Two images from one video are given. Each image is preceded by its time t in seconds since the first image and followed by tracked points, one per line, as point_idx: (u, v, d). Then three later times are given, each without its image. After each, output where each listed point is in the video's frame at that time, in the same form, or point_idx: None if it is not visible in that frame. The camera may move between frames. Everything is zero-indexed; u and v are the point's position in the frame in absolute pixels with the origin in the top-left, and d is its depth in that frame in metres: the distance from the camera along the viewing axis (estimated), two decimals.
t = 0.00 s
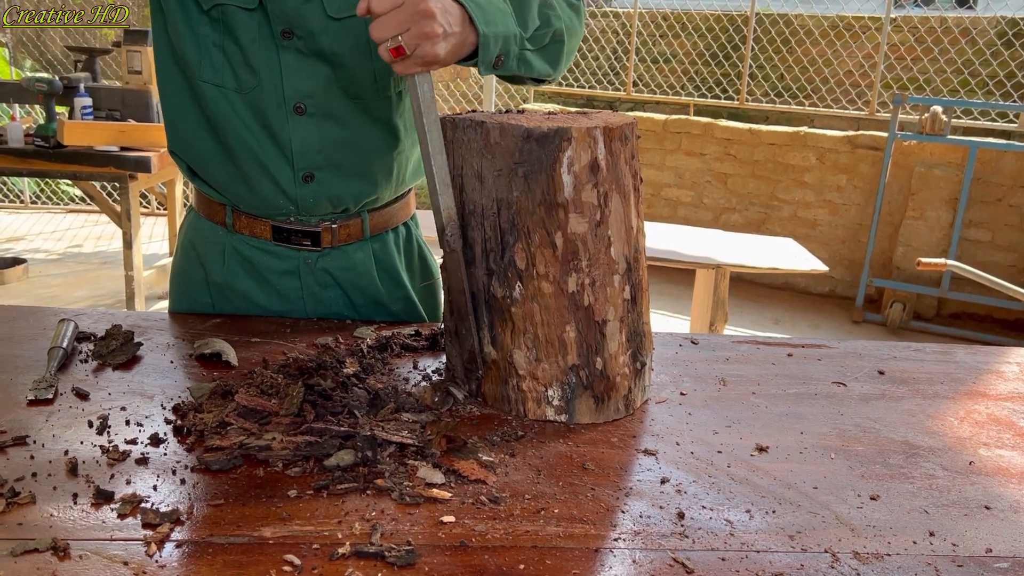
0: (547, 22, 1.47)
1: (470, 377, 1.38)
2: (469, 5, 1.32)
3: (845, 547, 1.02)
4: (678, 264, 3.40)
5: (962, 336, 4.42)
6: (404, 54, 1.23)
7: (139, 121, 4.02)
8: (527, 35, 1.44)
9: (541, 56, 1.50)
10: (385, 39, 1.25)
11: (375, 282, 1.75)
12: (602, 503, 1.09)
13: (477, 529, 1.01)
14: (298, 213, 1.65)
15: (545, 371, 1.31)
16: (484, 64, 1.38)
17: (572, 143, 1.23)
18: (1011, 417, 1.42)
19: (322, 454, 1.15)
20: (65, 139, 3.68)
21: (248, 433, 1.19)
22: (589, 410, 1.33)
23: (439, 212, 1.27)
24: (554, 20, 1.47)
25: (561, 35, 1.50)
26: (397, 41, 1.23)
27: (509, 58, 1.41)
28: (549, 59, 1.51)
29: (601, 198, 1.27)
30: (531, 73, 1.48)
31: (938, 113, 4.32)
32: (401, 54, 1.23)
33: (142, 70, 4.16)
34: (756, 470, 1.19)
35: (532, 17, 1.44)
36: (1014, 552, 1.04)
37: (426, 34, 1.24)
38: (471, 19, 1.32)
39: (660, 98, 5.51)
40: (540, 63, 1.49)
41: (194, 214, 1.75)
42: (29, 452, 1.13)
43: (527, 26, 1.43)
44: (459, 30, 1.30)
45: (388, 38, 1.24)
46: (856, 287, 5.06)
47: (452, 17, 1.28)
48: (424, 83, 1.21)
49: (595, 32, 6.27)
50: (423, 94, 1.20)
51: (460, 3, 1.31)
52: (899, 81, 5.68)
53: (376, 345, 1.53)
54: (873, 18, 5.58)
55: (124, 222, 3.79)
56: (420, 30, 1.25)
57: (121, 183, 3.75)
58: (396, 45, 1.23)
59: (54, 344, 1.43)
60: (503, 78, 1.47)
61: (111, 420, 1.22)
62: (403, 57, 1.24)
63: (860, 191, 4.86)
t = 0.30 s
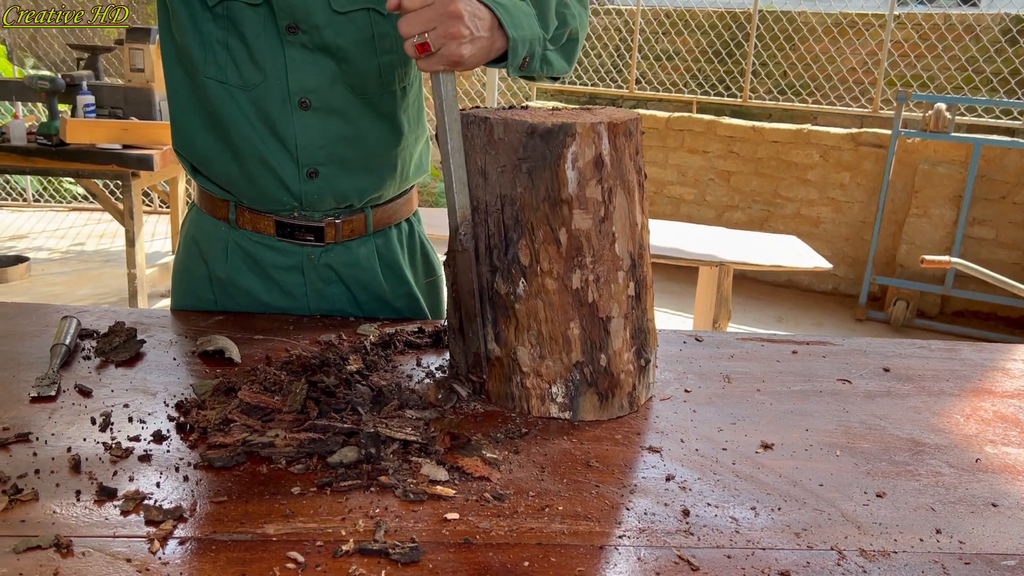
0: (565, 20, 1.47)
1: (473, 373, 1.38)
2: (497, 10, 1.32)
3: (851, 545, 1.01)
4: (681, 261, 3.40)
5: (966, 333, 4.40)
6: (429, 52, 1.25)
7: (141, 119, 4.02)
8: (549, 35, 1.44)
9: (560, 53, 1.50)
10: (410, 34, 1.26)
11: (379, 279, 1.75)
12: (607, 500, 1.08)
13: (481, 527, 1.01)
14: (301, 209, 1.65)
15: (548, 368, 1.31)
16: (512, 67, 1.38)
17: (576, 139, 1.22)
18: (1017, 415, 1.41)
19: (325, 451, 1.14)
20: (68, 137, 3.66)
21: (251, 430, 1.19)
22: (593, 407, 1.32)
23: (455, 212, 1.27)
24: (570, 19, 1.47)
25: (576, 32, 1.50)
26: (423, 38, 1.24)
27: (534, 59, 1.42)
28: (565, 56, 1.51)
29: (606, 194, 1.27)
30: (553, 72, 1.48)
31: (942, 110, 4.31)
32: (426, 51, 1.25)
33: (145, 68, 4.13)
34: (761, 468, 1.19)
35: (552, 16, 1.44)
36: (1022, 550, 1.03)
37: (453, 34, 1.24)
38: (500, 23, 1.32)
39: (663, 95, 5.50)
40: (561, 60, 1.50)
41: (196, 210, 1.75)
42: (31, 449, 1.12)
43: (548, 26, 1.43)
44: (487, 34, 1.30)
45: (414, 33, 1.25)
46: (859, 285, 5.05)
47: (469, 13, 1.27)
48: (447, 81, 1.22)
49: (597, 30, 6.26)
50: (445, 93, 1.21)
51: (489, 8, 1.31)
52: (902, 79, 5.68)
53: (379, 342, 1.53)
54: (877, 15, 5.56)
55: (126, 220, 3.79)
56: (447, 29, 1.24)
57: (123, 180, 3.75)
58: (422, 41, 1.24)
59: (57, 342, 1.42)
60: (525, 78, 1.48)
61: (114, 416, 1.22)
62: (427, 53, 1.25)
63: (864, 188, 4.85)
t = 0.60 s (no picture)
0: (563, 16, 1.53)
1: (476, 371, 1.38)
2: None
3: (855, 543, 1.01)
4: (684, 259, 3.39)
5: (968, 332, 4.40)
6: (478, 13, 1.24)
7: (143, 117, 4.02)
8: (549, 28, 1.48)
9: (557, 48, 1.54)
10: None
11: (381, 277, 1.75)
12: (609, 498, 1.08)
13: (484, 525, 1.00)
14: (304, 208, 1.65)
15: (551, 366, 1.31)
16: (516, 53, 1.40)
17: (580, 137, 1.22)
18: (1021, 413, 1.41)
19: (328, 450, 1.14)
20: (69, 136, 3.67)
21: (254, 429, 1.19)
22: (596, 406, 1.32)
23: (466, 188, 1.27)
24: (569, 14, 1.52)
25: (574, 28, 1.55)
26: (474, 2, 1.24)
27: (536, 50, 1.44)
28: (564, 50, 1.56)
29: (609, 192, 1.26)
30: (549, 65, 1.52)
31: (945, 108, 4.30)
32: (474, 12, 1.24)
33: (147, 67, 4.13)
34: (764, 466, 1.19)
35: (551, 10, 1.48)
36: None
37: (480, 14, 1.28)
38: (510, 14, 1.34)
39: (665, 93, 5.49)
40: (557, 54, 1.54)
41: (199, 208, 1.75)
42: (34, 447, 1.12)
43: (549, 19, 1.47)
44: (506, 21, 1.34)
45: None
46: (861, 283, 5.04)
47: (481, 1, 1.28)
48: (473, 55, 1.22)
49: (600, 28, 6.25)
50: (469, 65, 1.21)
51: None
52: (905, 77, 5.69)
53: (382, 341, 1.53)
54: (879, 14, 5.56)
55: (128, 218, 3.80)
56: None
57: (125, 179, 3.75)
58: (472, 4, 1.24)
59: (60, 339, 1.42)
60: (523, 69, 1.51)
61: (117, 414, 1.22)
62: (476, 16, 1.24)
63: (867, 187, 4.84)
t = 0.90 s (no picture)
0: (554, 16, 1.47)
1: (479, 371, 1.38)
2: (481, 6, 1.32)
3: (857, 542, 1.01)
4: (686, 258, 3.40)
5: (970, 331, 4.40)
6: (424, 53, 1.23)
7: (146, 116, 4.03)
8: (535, 30, 1.44)
9: (549, 48, 1.50)
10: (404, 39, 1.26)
11: (384, 277, 1.75)
12: (613, 497, 1.08)
13: (488, 523, 1.01)
14: (305, 209, 1.65)
15: (554, 365, 1.31)
16: (496, 61, 1.37)
17: (583, 136, 1.22)
18: (1023, 412, 1.41)
19: (332, 448, 1.15)
20: (74, 134, 3.67)
21: (259, 427, 1.19)
22: (599, 404, 1.32)
23: (452, 212, 1.25)
24: (561, 13, 1.47)
25: (567, 27, 1.50)
26: (418, 40, 1.23)
27: (519, 55, 1.41)
28: (557, 52, 1.52)
29: (612, 191, 1.27)
30: (540, 68, 1.48)
31: (947, 108, 4.29)
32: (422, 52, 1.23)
33: (149, 65, 4.13)
34: (767, 464, 1.19)
35: (539, 12, 1.44)
36: None
37: (446, 33, 1.25)
38: (482, 20, 1.32)
39: (668, 93, 5.50)
40: (549, 56, 1.49)
41: (202, 208, 1.75)
42: (41, 444, 1.13)
43: (535, 21, 1.43)
44: (474, 30, 1.29)
45: (408, 38, 1.25)
46: (864, 283, 5.05)
47: None
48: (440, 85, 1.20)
49: (602, 27, 6.25)
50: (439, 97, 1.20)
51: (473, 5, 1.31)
52: (908, 76, 5.68)
53: (385, 340, 1.53)
54: (882, 13, 5.55)
55: (132, 217, 3.80)
56: (441, 30, 1.25)
57: (128, 178, 3.75)
58: (416, 44, 1.23)
59: (65, 338, 1.43)
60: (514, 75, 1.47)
61: (122, 412, 1.22)
62: (423, 56, 1.23)
63: (869, 186, 4.84)
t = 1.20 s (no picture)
0: (553, 13, 1.47)
1: (481, 369, 1.39)
2: None
3: (857, 540, 1.02)
4: (687, 258, 3.40)
5: (971, 331, 4.41)
6: (409, 46, 1.24)
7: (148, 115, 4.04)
8: (532, 25, 1.44)
9: (548, 46, 1.49)
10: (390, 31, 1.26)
11: (386, 275, 1.76)
12: (614, 494, 1.09)
13: (490, 520, 1.02)
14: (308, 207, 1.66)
15: (556, 364, 1.32)
16: (487, 53, 1.39)
17: (585, 136, 1.23)
18: (1022, 412, 1.42)
19: (335, 446, 1.16)
20: (76, 133, 3.67)
21: (262, 424, 1.20)
22: (600, 403, 1.33)
23: (446, 202, 1.28)
24: (560, 11, 1.46)
25: (566, 25, 1.49)
26: (402, 33, 1.23)
27: (513, 48, 1.42)
28: (555, 50, 1.51)
29: (615, 191, 1.27)
30: (537, 64, 1.48)
31: (948, 108, 4.29)
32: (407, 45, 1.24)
33: (152, 64, 4.15)
34: (768, 463, 1.20)
35: (537, 8, 1.44)
36: None
37: (431, 25, 1.25)
38: (473, 9, 1.34)
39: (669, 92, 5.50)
40: (546, 53, 1.49)
41: (205, 207, 1.76)
42: (46, 442, 1.14)
43: (531, 16, 1.43)
44: (463, 20, 1.32)
45: (393, 30, 1.25)
46: (864, 283, 5.05)
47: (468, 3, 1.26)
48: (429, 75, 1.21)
49: (603, 27, 6.25)
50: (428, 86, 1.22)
51: None
52: (909, 76, 5.72)
53: (388, 338, 1.54)
54: (884, 13, 5.55)
55: (133, 216, 3.81)
56: (425, 21, 1.25)
57: (130, 176, 3.76)
58: (401, 37, 1.23)
59: (69, 336, 1.43)
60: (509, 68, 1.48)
61: (126, 410, 1.23)
62: (408, 49, 1.24)
63: (870, 186, 4.84)
